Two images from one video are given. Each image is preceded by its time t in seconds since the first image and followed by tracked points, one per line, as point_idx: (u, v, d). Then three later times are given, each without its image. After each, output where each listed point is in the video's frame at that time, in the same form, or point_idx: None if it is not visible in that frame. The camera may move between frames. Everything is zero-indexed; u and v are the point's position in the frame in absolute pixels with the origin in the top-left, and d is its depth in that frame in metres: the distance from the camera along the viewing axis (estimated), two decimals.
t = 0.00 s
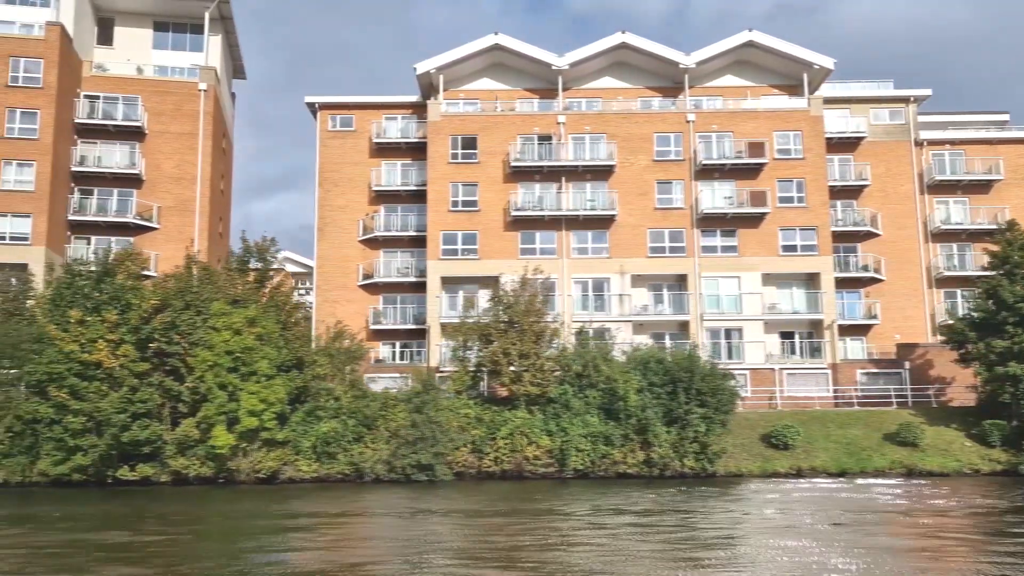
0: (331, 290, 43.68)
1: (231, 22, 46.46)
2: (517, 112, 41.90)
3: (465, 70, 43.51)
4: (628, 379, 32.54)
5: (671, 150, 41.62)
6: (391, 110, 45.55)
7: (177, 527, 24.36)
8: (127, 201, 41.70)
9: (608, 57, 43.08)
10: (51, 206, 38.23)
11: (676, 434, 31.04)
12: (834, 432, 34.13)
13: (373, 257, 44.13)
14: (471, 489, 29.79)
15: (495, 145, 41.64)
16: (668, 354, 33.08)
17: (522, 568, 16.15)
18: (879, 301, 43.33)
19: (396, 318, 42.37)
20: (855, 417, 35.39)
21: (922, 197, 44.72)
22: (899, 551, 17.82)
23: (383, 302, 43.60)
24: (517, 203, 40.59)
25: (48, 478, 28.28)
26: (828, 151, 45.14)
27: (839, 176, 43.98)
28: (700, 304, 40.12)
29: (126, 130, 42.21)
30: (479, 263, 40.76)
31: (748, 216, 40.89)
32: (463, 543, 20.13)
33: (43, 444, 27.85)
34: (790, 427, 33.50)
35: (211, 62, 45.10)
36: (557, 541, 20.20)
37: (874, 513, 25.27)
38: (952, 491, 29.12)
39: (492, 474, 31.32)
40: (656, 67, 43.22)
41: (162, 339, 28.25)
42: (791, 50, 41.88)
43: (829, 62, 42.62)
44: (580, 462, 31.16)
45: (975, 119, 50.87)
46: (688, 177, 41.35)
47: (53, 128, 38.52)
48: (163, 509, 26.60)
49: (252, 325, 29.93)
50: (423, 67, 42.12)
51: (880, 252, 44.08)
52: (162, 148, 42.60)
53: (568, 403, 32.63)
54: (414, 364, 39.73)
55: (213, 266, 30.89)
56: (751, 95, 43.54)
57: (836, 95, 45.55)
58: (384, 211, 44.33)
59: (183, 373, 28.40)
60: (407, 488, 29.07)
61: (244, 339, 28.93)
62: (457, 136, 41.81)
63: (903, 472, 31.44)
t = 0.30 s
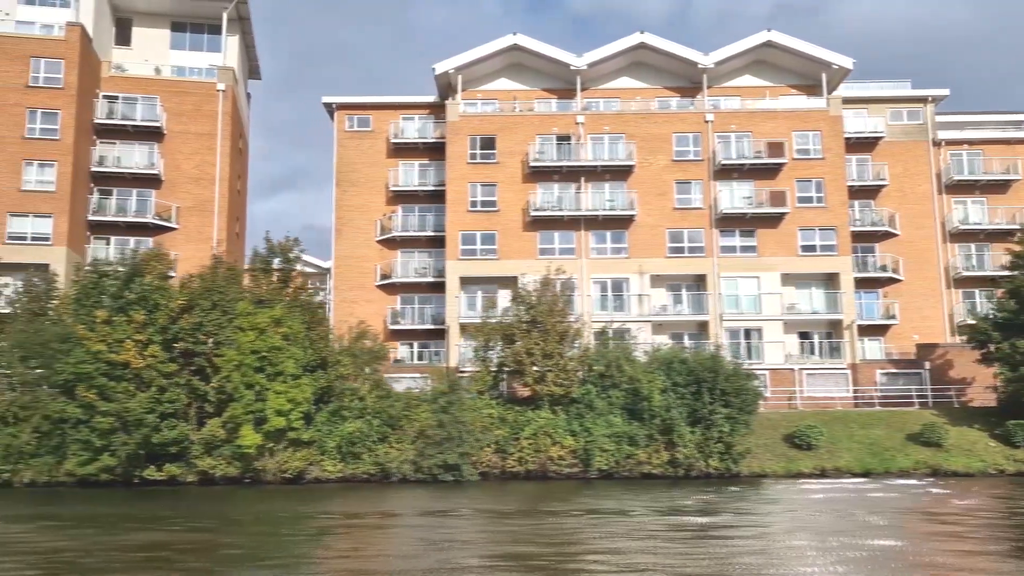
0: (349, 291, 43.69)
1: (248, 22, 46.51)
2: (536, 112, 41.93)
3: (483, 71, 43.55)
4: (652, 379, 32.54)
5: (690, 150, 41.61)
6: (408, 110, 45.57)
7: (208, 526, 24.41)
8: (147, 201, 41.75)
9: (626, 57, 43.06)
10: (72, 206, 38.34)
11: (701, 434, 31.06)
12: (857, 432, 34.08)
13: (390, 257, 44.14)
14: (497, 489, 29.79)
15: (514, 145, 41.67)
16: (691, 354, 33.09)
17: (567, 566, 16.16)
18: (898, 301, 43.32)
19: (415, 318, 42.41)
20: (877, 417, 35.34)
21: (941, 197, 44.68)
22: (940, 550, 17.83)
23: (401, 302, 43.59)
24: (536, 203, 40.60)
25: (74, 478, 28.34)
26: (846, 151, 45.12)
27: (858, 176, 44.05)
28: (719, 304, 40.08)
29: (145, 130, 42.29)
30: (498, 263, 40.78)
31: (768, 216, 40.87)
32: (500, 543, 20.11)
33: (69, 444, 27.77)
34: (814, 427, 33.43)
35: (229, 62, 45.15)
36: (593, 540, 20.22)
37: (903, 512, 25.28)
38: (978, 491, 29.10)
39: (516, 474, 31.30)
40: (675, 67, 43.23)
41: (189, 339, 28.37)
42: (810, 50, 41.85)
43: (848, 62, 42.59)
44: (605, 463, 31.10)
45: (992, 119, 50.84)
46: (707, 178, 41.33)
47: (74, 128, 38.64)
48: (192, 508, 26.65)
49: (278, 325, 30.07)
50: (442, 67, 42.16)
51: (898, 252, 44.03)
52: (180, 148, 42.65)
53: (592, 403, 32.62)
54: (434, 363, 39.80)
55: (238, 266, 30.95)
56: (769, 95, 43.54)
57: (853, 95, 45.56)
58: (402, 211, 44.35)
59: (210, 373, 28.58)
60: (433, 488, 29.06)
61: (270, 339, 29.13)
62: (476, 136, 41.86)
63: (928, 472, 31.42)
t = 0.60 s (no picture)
0: (366, 291, 43.67)
1: (264, 22, 46.54)
2: (554, 112, 41.93)
3: (501, 70, 43.56)
4: (676, 379, 32.47)
5: (708, 150, 41.60)
6: (425, 110, 45.58)
7: (239, 525, 24.42)
8: (165, 200, 41.74)
9: (644, 57, 43.05)
10: (92, 206, 38.37)
11: (725, 434, 31.05)
12: (880, 431, 34.05)
13: (408, 257, 44.13)
14: (522, 488, 29.78)
15: (532, 145, 41.69)
16: (714, 353, 33.11)
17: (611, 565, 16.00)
18: (916, 301, 43.26)
19: (433, 319, 42.23)
20: (899, 417, 35.32)
21: (958, 197, 44.66)
22: (984, 549, 17.79)
23: (418, 302, 43.55)
24: (555, 203, 40.58)
25: (101, 478, 28.31)
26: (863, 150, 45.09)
27: (876, 176, 43.99)
28: (738, 304, 40.05)
29: (164, 130, 42.30)
30: (517, 263, 40.77)
31: (787, 216, 40.84)
32: (538, 542, 20.07)
33: (97, 443, 27.94)
34: (837, 427, 33.36)
35: (246, 62, 45.17)
36: (631, 539, 20.20)
37: (934, 510, 25.25)
38: (1005, 489, 29.06)
39: (541, 474, 31.31)
40: (693, 67, 43.21)
41: (215, 338, 28.36)
42: (829, 50, 41.83)
43: (867, 61, 42.54)
44: (629, 462, 31.15)
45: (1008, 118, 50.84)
46: (725, 177, 41.31)
47: (94, 128, 38.66)
48: (220, 508, 26.63)
49: (303, 324, 30.02)
50: (460, 67, 42.17)
51: (916, 252, 43.99)
52: (198, 148, 42.66)
53: (615, 403, 32.60)
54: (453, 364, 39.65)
55: (264, 266, 30.81)
56: (787, 94, 43.53)
57: (870, 95, 45.53)
58: (419, 211, 44.31)
59: (236, 373, 28.55)
60: (459, 487, 29.06)
61: (295, 338, 28.99)
62: (494, 136, 41.89)
63: (953, 472, 31.37)
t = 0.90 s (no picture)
0: (383, 291, 43.64)
1: (281, 22, 46.58)
2: (571, 112, 41.94)
3: (518, 71, 43.59)
4: (699, 379, 32.44)
5: (726, 150, 41.59)
6: (441, 110, 45.60)
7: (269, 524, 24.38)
8: (183, 200, 41.75)
9: (661, 57, 43.06)
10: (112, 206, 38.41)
11: (749, 434, 31.03)
12: (902, 432, 34.02)
13: (424, 257, 44.13)
14: (546, 488, 29.75)
15: (550, 145, 41.70)
16: (736, 353, 33.11)
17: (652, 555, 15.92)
18: (934, 301, 43.21)
19: (449, 319, 42.10)
20: (920, 417, 35.31)
21: (975, 197, 44.66)
22: None
23: (435, 302, 43.52)
24: (573, 203, 40.57)
25: (126, 478, 28.28)
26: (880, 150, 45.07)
27: (893, 176, 43.97)
28: (756, 304, 40.01)
29: (182, 130, 42.32)
30: (535, 264, 40.79)
31: (805, 216, 40.82)
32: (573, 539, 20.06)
33: (123, 443, 27.95)
34: (859, 427, 33.31)
35: (263, 63, 45.22)
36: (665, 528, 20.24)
37: (963, 506, 25.25)
38: None
39: (564, 474, 31.27)
40: (710, 67, 43.22)
41: (241, 339, 28.33)
42: (846, 50, 41.83)
43: (884, 61, 42.53)
44: (653, 462, 31.13)
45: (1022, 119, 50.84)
46: (743, 177, 41.30)
47: (114, 128, 38.69)
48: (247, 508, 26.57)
49: (328, 324, 30.08)
50: (478, 67, 42.19)
51: (933, 252, 43.95)
52: (216, 148, 42.67)
53: (638, 403, 32.58)
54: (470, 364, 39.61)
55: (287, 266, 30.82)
56: (804, 94, 43.53)
57: (886, 95, 45.51)
58: (436, 211, 44.30)
59: (262, 373, 28.52)
60: (484, 487, 29.04)
61: (320, 338, 29.00)
62: (512, 136, 41.93)
63: (976, 472, 31.33)
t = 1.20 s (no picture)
0: (400, 290, 43.63)
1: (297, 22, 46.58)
2: (589, 112, 41.94)
3: (535, 71, 43.60)
4: (721, 379, 32.42)
5: (743, 150, 41.57)
6: (457, 110, 45.60)
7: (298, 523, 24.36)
8: (201, 200, 41.76)
9: (678, 57, 43.06)
10: (131, 206, 38.45)
11: (773, 434, 31.02)
12: (923, 432, 33.99)
13: (441, 257, 44.12)
14: (570, 488, 29.73)
15: (568, 145, 41.70)
16: (759, 353, 33.08)
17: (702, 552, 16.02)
18: (951, 301, 43.17)
19: (466, 319, 42.06)
20: (941, 417, 35.28)
21: (991, 197, 44.73)
22: None
23: (452, 302, 43.50)
24: (591, 203, 40.56)
25: (151, 478, 28.25)
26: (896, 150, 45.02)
27: (909, 176, 43.92)
28: (775, 304, 39.97)
29: (199, 130, 42.35)
30: (553, 264, 40.78)
31: (823, 216, 40.80)
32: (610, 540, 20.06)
33: (148, 444, 27.90)
34: (881, 427, 33.25)
35: (279, 63, 45.23)
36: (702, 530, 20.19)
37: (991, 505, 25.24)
38: None
39: (587, 474, 31.25)
40: (727, 67, 43.20)
41: (267, 339, 28.33)
42: (864, 50, 41.80)
43: (902, 61, 42.49)
44: (676, 462, 31.11)
45: None
46: (761, 177, 41.28)
47: (133, 128, 38.72)
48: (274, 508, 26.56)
49: (352, 324, 30.02)
50: (495, 67, 42.20)
51: (950, 252, 43.92)
52: (233, 148, 42.66)
53: (660, 404, 32.56)
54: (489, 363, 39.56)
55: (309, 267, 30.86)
56: (821, 94, 43.50)
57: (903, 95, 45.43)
58: (452, 212, 44.27)
59: (287, 372, 28.49)
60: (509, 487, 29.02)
61: (346, 338, 28.95)
62: (529, 136, 41.96)
63: (1000, 472, 31.30)
